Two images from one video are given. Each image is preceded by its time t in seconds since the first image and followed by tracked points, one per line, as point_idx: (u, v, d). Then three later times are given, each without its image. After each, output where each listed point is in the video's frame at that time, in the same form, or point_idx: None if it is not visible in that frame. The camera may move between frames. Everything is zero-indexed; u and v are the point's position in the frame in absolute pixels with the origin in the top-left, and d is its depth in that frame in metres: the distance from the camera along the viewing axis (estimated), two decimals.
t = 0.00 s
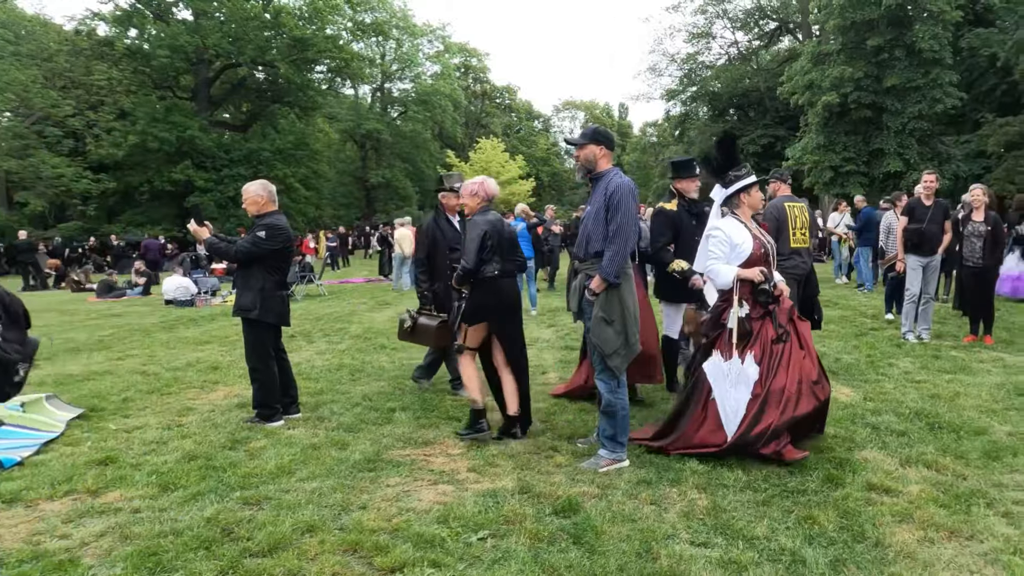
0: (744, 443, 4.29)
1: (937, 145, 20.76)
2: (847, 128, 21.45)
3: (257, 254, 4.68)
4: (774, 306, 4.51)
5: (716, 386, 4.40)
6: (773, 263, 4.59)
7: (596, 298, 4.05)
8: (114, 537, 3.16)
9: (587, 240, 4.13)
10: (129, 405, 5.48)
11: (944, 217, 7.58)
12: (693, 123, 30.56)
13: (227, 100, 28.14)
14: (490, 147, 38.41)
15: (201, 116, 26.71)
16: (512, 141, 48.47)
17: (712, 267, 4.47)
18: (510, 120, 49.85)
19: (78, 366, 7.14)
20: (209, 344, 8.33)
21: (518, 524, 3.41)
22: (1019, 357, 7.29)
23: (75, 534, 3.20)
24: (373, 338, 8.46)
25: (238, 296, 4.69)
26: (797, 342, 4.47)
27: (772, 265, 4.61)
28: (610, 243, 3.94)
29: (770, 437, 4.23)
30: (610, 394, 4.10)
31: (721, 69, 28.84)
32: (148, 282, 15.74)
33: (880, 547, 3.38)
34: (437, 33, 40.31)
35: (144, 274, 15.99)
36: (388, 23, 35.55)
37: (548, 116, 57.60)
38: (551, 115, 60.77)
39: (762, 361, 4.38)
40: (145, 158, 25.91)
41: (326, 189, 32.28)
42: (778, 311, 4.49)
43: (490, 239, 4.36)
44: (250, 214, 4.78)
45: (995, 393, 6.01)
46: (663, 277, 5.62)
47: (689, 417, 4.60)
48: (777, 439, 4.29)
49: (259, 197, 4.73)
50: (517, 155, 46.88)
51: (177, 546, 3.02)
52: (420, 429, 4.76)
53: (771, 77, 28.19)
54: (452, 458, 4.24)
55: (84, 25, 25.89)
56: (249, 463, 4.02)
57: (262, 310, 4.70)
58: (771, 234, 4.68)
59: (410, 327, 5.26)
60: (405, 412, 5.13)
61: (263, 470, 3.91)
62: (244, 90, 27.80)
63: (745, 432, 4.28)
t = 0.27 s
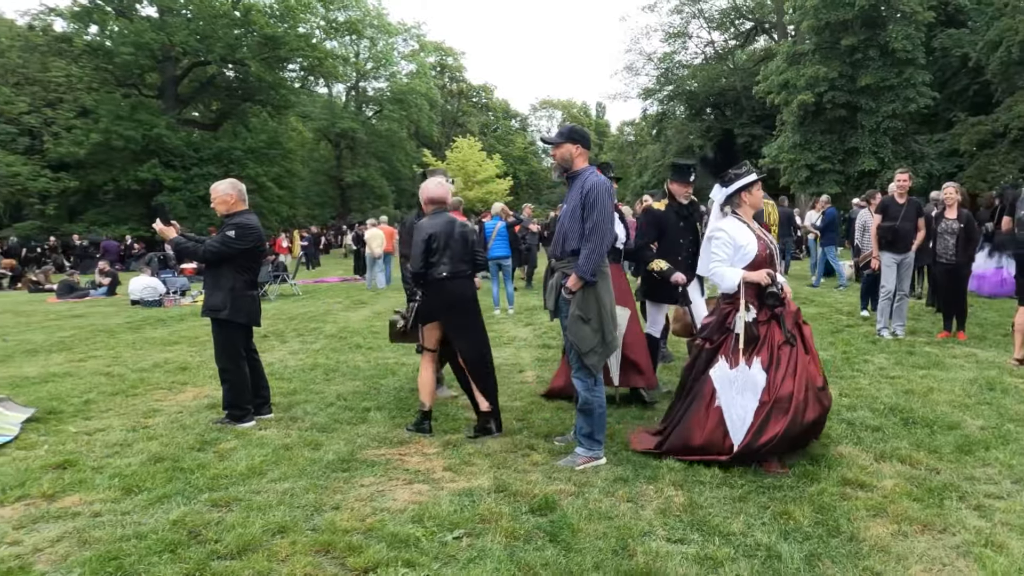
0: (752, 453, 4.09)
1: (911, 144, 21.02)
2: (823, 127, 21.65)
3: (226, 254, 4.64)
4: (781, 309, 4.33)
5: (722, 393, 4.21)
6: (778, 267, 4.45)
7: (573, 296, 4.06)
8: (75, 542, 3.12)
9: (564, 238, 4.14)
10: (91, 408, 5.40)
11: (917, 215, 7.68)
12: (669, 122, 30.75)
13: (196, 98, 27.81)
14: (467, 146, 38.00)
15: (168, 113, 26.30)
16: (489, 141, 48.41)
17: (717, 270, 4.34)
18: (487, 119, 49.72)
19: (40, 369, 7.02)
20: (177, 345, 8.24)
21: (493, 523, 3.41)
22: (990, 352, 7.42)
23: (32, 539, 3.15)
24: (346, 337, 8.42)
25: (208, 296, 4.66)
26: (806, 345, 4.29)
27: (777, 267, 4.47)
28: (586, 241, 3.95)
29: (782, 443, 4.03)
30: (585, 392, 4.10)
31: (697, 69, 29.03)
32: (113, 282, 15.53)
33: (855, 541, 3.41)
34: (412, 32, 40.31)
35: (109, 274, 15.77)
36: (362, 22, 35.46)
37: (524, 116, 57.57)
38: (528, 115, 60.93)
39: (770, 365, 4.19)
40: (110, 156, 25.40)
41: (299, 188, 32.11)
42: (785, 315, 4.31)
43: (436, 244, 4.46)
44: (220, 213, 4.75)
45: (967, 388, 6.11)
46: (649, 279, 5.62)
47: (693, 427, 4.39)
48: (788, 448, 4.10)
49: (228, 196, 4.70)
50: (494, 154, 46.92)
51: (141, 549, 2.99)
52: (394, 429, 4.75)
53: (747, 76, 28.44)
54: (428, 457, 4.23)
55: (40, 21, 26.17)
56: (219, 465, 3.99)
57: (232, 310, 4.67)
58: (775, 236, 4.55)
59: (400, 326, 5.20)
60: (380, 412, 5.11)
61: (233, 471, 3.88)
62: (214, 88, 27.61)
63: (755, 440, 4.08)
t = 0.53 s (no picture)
0: (766, 451, 3.99)
1: (893, 140, 21.20)
2: (806, 123, 21.80)
3: (206, 251, 4.62)
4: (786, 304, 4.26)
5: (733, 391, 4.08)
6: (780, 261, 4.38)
7: (558, 292, 4.05)
8: (51, 541, 3.09)
9: (548, 234, 4.14)
10: (67, 405, 5.35)
11: (898, 210, 7.78)
12: (653, 118, 30.87)
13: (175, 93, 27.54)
14: (450, 142, 37.93)
15: (146, 109, 26.10)
16: (473, 137, 48.34)
17: (721, 265, 4.21)
18: (471, 115, 49.61)
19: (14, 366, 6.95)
20: (157, 342, 8.19)
21: (480, 519, 3.41)
22: (972, 346, 7.50)
23: (4, 539, 3.11)
24: (330, 334, 8.40)
25: (188, 293, 4.62)
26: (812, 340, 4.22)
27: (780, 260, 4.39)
28: (572, 237, 3.95)
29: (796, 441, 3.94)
30: (571, 388, 4.11)
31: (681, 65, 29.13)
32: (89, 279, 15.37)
33: (841, 534, 3.43)
34: (394, 28, 40.22)
35: (84, 270, 15.61)
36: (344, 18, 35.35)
37: (508, 112, 57.53)
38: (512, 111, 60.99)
39: (780, 361, 4.10)
40: (85, 151, 25.13)
41: (281, 184, 31.99)
42: (791, 310, 4.24)
43: (392, 239, 4.62)
44: (199, 209, 4.72)
45: (950, 381, 6.18)
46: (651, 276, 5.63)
47: (701, 427, 4.26)
48: (800, 446, 4.01)
49: (208, 191, 4.69)
50: (478, 151, 46.95)
51: (119, 548, 2.96)
52: (378, 426, 4.74)
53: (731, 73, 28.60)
54: (413, 453, 4.23)
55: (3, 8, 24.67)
56: (200, 462, 3.96)
57: (214, 307, 4.64)
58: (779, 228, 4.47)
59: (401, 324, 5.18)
60: (363, 409, 5.11)
61: (215, 468, 3.85)
62: (192, 83, 27.26)
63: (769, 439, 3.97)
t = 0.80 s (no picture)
0: (766, 455, 3.93)
1: (877, 138, 21.39)
2: (789, 121, 21.94)
3: (188, 249, 4.59)
4: (786, 306, 4.25)
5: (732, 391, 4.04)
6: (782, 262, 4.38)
7: (543, 290, 4.06)
8: (29, 541, 3.06)
9: (534, 232, 4.14)
10: (46, 405, 5.30)
11: (881, 208, 7.86)
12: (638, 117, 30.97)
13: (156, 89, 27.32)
14: (434, 141, 37.74)
15: (125, 105, 25.91)
16: (458, 135, 48.22)
17: (721, 264, 4.24)
18: (455, 113, 49.45)
19: None
20: (137, 341, 8.13)
21: (465, 517, 3.41)
22: (955, 342, 7.58)
23: None
24: (314, 333, 8.36)
25: (169, 292, 4.59)
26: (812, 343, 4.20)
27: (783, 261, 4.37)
28: (557, 234, 3.96)
29: (793, 443, 3.91)
30: (557, 385, 4.12)
31: (666, 63, 29.25)
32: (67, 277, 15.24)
33: (826, 528, 3.46)
34: (377, 25, 40.14)
35: (62, 268, 15.47)
36: (328, 16, 35.20)
37: (493, 110, 57.45)
38: (496, 109, 60.96)
39: (778, 362, 4.09)
40: (63, 148, 24.92)
41: (263, 183, 31.83)
42: (791, 311, 4.22)
43: (368, 239, 4.66)
44: (180, 207, 4.70)
45: (933, 377, 6.25)
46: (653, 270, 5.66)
47: (699, 429, 4.21)
48: (798, 449, 3.98)
49: (189, 189, 4.66)
50: (462, 149, 46.94)
51: (100, 548, 2.94)
52: (363, 424, 4.74)
53: (715, 72, 28.75)
54: (398, 451, 4.22)
55: None
56: (183, 462, 3.94)
57: (195, 305, 4.61)
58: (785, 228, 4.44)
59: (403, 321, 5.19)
60: (348, 407, 5.10)
61: (198, 468, 3.83)
62: (172, 80, 26.95)
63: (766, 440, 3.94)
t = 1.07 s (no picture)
0: (747, 452, 3.93)
1: (858, 134, 21.56)
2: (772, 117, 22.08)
3: (167, 244, 4.56)
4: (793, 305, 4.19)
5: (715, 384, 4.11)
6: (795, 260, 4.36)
7: (527, 286, 4.06)
8: (4, 539, 3.03)
9: (517, 228, 4.14)
10: (22, 401, 5.25)
11: (863, 204, 7.94)
12: (622, 112, 31.05)
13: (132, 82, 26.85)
14: (417, 137, 37.27)
15: (100, 97, 25.49)
16: (440, 131, 48.04)
17: (729, 257, 4.25)
18: (437, 109, 49.28)
19: None
20: (115, 336, 8.06)
21: (450, 512, 3.42)
22: (936, 336, 7.67)
23: None
24: (296, 329, 8.33)
25: (148, 288, 4.57)
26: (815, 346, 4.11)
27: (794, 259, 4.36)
28: (541, 230, 3.97)
29: (774, 443, 3.88)
30: (540, 381, 4.12)
31: (650, 59, 29.33)
32: (42, 272, 15.11)
33: (809, 521, 3.49)
34: (359, 20, 39.99)
35: (36, 263, 15.33)
36: (309, 10, 35.02)
37: (476, 106, 57.32)
38: (479, 105, 60.86)
39: (771, 361, 4.06)
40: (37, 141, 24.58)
41: (242, 178, 31.62)
42: (795, 311, 4.17)
43: (362, 233, 4.69)
44: (159, 202, 4.67)
45: (915, 370, 6.32)
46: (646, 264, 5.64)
47: (690, 423, 4.26)
48: (785, 451, 3.92)
49: (169, 184, 4.63)
50: (446, 145, 46.85)
51: (78, 545, 2.92)
52: (346, 420, 4.74)
53: (698, 68, 28.86)
54: (382, 447, 4.22)
55: None
56: (163, 458, 3.92)
57: (175, 301, 4.59)
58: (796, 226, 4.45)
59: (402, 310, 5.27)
60: (330, 404, 5.09)
61: (179, 465, 3.82)
62: (149, 72, 26.54)
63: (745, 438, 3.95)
